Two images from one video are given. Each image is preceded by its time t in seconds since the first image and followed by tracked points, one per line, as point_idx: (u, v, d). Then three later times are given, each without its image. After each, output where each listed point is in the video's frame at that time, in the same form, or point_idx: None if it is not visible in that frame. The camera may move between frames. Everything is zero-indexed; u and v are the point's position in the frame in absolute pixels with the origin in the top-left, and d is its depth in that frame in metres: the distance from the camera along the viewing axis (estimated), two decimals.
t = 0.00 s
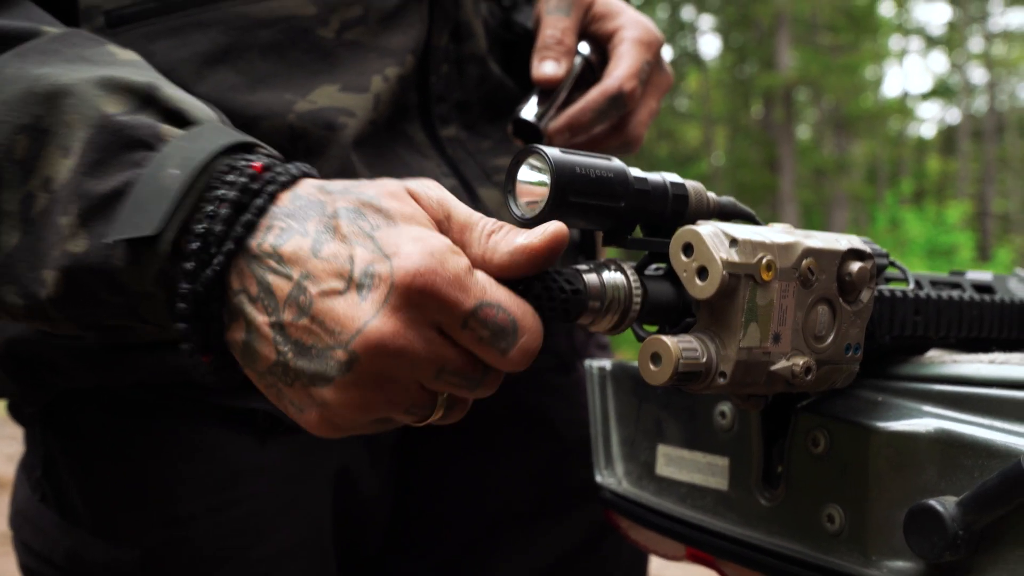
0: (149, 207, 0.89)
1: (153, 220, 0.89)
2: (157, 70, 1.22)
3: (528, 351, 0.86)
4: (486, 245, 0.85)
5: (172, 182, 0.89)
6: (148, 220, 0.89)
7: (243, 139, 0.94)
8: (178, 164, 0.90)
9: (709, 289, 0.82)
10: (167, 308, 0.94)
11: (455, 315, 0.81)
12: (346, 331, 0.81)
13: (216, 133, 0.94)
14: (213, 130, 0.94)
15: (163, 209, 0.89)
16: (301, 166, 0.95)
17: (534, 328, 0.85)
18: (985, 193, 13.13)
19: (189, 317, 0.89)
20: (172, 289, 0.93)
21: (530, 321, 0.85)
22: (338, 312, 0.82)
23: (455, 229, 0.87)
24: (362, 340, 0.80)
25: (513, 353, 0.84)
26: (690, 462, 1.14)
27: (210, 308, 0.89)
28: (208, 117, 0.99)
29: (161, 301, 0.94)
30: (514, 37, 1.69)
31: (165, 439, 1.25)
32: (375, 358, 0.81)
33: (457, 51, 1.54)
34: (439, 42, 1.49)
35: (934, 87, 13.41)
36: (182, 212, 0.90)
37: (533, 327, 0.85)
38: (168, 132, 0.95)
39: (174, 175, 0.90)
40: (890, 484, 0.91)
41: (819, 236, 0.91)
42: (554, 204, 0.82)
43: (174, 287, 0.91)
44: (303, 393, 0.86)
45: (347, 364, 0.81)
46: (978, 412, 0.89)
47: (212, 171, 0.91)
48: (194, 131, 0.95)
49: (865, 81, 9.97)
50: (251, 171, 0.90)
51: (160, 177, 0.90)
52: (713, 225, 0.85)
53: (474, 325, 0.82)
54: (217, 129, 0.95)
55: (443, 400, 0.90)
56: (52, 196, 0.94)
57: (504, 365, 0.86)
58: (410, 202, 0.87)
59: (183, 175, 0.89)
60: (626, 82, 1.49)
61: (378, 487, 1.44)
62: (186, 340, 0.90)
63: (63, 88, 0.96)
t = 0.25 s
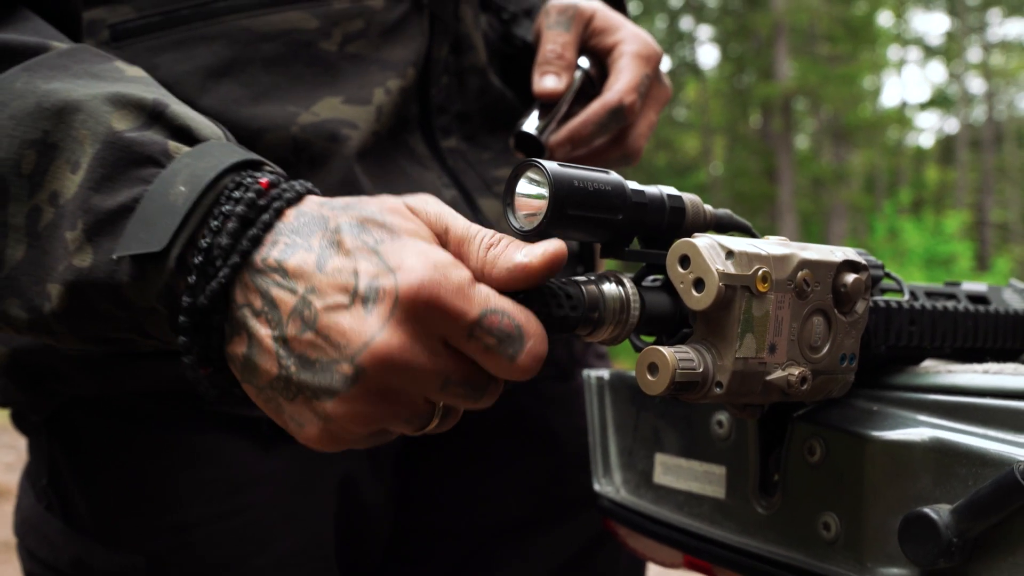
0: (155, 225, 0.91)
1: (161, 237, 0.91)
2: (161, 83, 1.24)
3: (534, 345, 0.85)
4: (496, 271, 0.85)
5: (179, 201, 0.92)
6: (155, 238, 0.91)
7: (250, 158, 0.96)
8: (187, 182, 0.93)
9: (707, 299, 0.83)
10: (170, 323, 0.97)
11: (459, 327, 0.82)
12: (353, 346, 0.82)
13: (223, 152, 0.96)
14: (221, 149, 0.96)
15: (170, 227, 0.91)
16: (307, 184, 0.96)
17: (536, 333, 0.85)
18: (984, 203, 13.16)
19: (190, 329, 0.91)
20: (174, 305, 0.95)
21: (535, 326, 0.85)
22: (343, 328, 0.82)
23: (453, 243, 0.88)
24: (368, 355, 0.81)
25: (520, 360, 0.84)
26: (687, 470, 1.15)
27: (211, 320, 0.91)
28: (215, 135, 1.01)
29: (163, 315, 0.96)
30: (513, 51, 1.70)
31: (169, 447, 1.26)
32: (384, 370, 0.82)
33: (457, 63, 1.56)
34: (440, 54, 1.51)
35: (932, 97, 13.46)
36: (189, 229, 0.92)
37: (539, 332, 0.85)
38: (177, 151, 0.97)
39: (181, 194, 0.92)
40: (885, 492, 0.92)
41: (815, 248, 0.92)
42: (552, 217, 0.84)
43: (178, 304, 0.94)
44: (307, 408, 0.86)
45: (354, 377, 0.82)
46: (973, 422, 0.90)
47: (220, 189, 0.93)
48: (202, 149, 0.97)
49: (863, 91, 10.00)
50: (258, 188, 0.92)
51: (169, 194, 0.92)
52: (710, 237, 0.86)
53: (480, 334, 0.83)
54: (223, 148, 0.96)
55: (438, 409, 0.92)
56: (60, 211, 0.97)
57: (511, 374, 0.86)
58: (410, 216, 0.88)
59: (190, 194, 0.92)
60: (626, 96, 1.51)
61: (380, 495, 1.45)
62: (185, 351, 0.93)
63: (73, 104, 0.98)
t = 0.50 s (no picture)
0: (156, 216, 0.91)
1: (162, 228, 0.90)
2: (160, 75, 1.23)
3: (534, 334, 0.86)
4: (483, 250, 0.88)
5: (179, 193, 0.92)
6: (155, 230, 0.91)
7: (247, 149, 0.96)
8: (187, 174, 0.93)
9: (702, 290, 0.83)
10: (172, 316, 0.97)
11: (458, 307, 0.83)
12: (349, 320, 0.82)
13: (220, 143, 0.96)
14: (221, 141, 0.97)
15: (170, 218, 0.91)
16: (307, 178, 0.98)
17: (536, 319, 0.86)
18: (983, 200, 13.16)
19: (190, 316, 0.91)
20: (174, 296, 0.95)
21: (534, 313, 0.86)
22: (340, 304, 0.83)
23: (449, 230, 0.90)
24: (364, 327, 0.81)
25: (516, 345, 0.86)
26: (682, 462, 1.16)
27: (212, 305, 0.92)
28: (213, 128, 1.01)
29: (165, 308, 0.96)
30: (510, 43, 1.71)
31: (170, 440, 1.26)
32: (381, 345, 0.81)
33: (456, 54, 1.57)
34: (438, 46, 1.51)
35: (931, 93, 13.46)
36: (191, 220, 0.92)
37: (538, 318, 0.87)
38: (175, 143, 0.97)
39: (182, 185, 0.92)
40: (879, 483, 0.93)
41: (809, 239, 0.92)
42: (547, 210, 0.84)
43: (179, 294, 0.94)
44: (304, 386, 0.85)
45: (348, 350, 0.82)
46: (967, 413, 0.90)
47: (219, 180, 0.93)
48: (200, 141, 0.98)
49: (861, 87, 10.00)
50: (259, 177, 0.93)
51: (169, 186, 0.92)
52: (704, 229, 0.87)
53: (477, 317, 0.84)
54: (222, 140, 0.97)
55: (443, 413, 0.91)
56: (60, 204, 0.96)
57: (506, 360, 0.87)
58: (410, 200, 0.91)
59: (190, 185, 0.92)
60: (623, 88, 1.51)
61: (379, 488, 1.45)
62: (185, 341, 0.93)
63: (71, 97, 0.98)
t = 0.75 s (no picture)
0: (140, 222, 0.91)
1: (147, 233, 0.90)
2: (159, 74, 1.23)
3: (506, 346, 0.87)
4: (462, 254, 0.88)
5: (164, 197, 0.91)
6: (141, 234, 0.90)
7: (232, 151, 0.96)
8: (171, 178, 0.92)
9: (691, 290, 0.83)
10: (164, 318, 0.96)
11: (431, 313, 0.83)
12: (323, 332, 0.82)
13: (206, 146, 0.96)
14: (206, 144, 0.96)
15: (156, 223, 0.90)
16: (293, 174, 0.97)
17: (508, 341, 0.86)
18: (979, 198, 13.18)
19: (181, 325, 0.92)
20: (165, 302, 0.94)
21: (509, 315, 0.85)
22: (316, 313, 0.83)
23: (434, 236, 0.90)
24: (337, 339, 0.81)
25: (491, 349, 0.85)
26: (675, 462, 1.15)
27: (203, 315, 0.92)
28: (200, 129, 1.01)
29: (157, 311, 0.95)
30: (506, 42, 1.71)
31: (168, 440, 1.26)
32: (353, 356, 0.82)
33: (452, 53, 1.57)
34: (435, 44, 1.51)
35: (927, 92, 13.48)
36: (175, 226, 0.91)
37: (514, 321, 0.86)
38: (161, 146, 0.97)
39: (166, 189, 0.92)
40: (869, 482, 0.92)
41: (800, 239, 0.92)
42: (537, 210, 0.84)
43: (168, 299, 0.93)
44: (286, 394, 0.86)
45: (324, 361, 0.82)
46: (959, 412, 0.90)
47: (203, 184, 0.93)
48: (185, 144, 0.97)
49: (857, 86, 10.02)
50: (241, 182, 0.92)
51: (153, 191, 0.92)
52: (694, 228, 0.86)
53: (452, 324, 0.84)
54: (208, 143, 0.96)
55: (426, 414, 0.92)
56: (50, 210, 0.96)
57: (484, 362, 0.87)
58: (389, 206, 0.89)
59: (174, 189, 0.91)
60: (618, 82, 1.51)
61: (375, 489, 1.45)
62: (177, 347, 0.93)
63: (57, 104, 0.98)
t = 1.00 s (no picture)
0: (134, 213, 0.91)
1: (140, 224, 0.90)
2: (155, 75, 1.23)
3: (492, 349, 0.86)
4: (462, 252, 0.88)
5: (159, 188, 0.91)
6: (135, 225, 0.91)
7: (226, 141, 0.95)
8: (165, 169, 0.93)
9: (685, 289, 0.83)
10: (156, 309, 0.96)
11: (434, 324, 0.83)
12: (324, 338, 0.82)
13: (200, 137, 0.95)
14: (201, 135, 0.96)
15: (149, 213, 0.91)
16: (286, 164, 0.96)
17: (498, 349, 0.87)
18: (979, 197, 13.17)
19: (178, 317, 0.92)
20: (159, 289, 0.94)
21: (507, 324, 0.87)
22: (317, 319, 0.83)
23: (434, 233, 0.89)
24: (337, 346, 0.82)
25: (490, 358, 0.87)
26: (672, 460, 1.15)
27: (200, 307, 0.92)
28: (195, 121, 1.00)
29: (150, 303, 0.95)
30: (504, 42, 1.71)
31: (167, 440, 1.26)
32: (355, 364, 0.82)
33: (450, 53, 1.56)
34: (433, 44, 1.51)
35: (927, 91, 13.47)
36: (168, 216, 0.91)
37: (510, 329, 0.87)
38: (155, 139, 0.97)
39: (160, 180, 0.92)
40: (866, 479, 0.92)
41: (796, 237, 0.92)
42: (532, 208, 0.84)
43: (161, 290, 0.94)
44: (280, 392, 0.88)
45: (324, 366, 0.83)
46: (956, 410, 0.90)
47: (197, 175, 0.92)
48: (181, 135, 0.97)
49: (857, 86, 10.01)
50: (234, 175, 0.91)
51: (148, 182, 0.92)
52: (690, 226, 0.86)
53: (452, 333, 0.84)
54: (204, 134, 0.96)
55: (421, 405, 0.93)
56: (45, 203, 0.97)
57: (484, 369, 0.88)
58: (388, 206, 0.87)
59: (168, 180, 0.92)
60: (623, 82, 1.51)
61: (374, 488, 1.45)
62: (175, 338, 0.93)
63: (53, 97, 0.98)
